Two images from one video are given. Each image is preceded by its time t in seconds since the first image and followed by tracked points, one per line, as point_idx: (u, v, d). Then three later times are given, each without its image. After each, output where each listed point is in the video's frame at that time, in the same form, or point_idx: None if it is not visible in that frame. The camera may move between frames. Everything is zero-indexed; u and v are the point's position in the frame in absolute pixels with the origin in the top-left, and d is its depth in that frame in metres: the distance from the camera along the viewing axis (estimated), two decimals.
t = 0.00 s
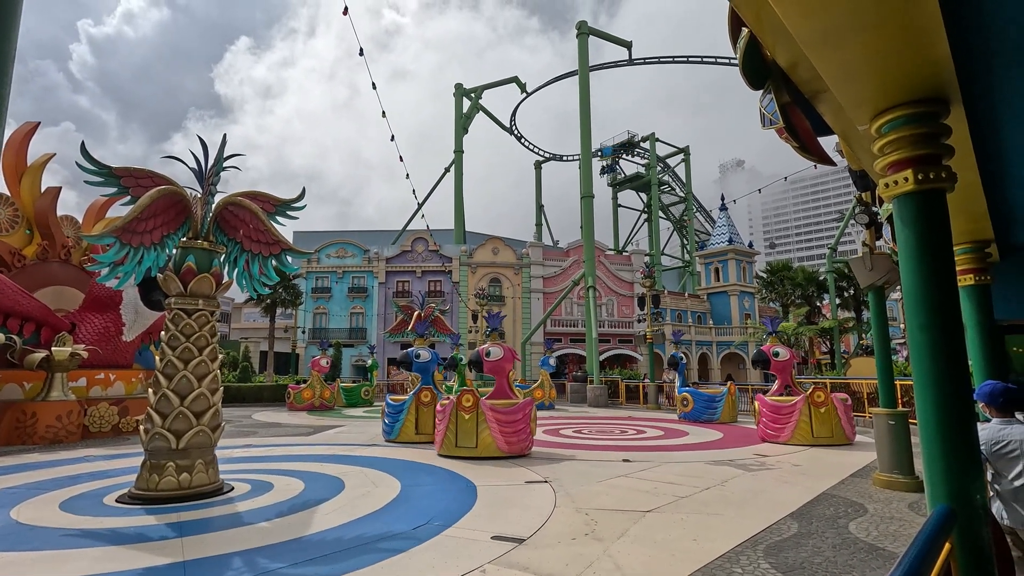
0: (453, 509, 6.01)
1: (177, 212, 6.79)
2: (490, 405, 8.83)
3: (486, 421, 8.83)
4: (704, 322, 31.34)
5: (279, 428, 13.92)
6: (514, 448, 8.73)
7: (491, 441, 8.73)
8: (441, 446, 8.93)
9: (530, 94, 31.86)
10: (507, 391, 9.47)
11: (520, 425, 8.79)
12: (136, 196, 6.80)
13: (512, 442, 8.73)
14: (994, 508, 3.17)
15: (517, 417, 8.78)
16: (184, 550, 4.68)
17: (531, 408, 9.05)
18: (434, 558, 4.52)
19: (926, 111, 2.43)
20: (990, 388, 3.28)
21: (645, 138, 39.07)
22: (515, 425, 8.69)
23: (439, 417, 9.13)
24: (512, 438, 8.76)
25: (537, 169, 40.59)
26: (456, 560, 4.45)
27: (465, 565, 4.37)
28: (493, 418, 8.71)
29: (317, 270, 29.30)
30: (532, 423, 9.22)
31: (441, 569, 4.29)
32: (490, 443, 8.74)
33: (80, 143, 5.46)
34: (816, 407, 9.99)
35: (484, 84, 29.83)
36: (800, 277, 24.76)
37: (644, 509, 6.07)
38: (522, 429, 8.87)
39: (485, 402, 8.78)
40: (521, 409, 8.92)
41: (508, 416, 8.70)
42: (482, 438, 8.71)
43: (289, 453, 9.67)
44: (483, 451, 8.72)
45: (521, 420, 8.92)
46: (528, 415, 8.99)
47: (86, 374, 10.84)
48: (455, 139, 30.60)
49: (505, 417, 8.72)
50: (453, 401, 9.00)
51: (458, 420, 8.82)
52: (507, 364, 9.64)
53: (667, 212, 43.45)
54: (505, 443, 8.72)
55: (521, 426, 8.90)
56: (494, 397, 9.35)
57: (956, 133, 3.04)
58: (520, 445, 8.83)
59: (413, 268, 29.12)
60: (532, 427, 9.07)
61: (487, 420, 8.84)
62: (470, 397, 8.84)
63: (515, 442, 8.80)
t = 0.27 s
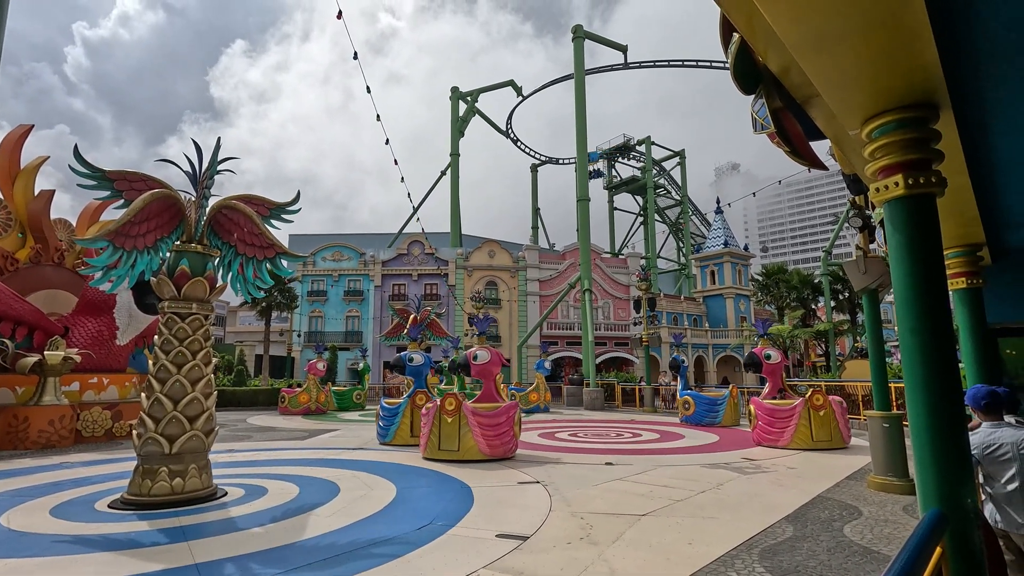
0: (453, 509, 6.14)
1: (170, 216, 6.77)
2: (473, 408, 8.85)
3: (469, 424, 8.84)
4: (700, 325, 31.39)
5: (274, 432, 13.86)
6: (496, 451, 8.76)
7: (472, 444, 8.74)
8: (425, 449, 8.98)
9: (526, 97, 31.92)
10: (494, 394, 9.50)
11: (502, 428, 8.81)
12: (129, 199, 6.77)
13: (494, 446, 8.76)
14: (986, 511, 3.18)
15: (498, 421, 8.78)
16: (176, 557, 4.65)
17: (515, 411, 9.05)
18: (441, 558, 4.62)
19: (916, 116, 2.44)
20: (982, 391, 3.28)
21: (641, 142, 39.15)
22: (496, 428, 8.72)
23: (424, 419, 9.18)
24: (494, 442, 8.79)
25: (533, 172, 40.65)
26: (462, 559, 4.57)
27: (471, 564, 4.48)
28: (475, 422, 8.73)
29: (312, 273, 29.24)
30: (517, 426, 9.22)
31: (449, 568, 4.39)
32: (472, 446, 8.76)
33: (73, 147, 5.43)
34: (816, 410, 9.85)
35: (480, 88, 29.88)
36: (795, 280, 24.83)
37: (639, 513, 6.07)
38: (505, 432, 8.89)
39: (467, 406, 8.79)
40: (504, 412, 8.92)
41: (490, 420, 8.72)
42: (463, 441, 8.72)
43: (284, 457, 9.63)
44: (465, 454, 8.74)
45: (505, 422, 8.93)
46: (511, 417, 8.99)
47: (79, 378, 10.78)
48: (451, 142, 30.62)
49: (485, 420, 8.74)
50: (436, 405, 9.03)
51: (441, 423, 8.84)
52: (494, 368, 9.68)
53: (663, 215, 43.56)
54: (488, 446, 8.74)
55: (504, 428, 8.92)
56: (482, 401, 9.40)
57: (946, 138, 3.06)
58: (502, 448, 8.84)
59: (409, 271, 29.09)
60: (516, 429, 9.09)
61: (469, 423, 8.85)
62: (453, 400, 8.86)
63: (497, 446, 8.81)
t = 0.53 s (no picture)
0: (451, 509, 6.25)
1: (165, 219, 6.74)
2: (455, 412, 8.91)
3: (451, 428, 8.90)
4: (696, 327, 31.42)
5: (269, 436, 13.80)
6: (478, 454, 8.83)
7: (454, 447, 8.80)
8: (408, 451, 9.06)
9: (522, 101, 31.98)
10: (481, 398, 9.68)
11: (484, 432, 8.90)
12: (124, 202, 6.75)
13: (475, 449, 8.83)
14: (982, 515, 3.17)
15: (480, 424, 8.85)
16: (169, 562, 4.61)
17: (497, 414, 9.14)
18: (449, 556, 4.75)
19: (909, 120, 2.45)
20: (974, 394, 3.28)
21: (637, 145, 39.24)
22: (478, 432, 8.79)
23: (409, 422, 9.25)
24: (476, 445, 8.87)
25: (529, 175, 40.69)
26: (471, 557, 4.70)
27: (479, 562, 4.61)
28: (457, 426, 8.79)
29: (308, 276, 29.17)
30: (500, 429, 9.28)
31: (455, 567, 4.49)
32: (454, 449, 8.82)
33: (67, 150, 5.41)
34: (814, 413, 9.77)
35: (477, 91, 29.92)
36: (790, 283, 24.88)
37: (636, 516, 6.06)
38: (486, 435, 8.97)
39: (449, 409, 8.87)
40: (487, 415, 9.00)
41: (472, 424, 8.80)
42: (446, 444, 8.78)
43: (279, 461, 9.58)
44: (447, 457, 8.79)
45: (487, 425, 9.03)
46: (494, 421, 9.07)
47: (72, 382, 10.70)
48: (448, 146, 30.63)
49: (467, 424, 8.79)
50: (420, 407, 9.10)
51: (424, 426, 8.91)
52: (481, 370, 9.79)
53: (659, 218, 43.64)
54: (469, 450, 8.81)
55: (487, 431, 9.01)
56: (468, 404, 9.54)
57: (939, 142, 3.07)
58: (484, 451, 8.90)
59: (405, 274, 29.04)
60: (497, 432, 9.16)
61: (452, 426, 8.92)
62: (436, 403, 8.92)
63: (479, 449, 8.88)
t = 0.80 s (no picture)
0: (451, 511, 6.37)
1: (160, 223, 6.71)
2: (437, 416, 8.93)
3: (433, 432, 8.93)
4: (692, 331, 31.46)
5: (264, 441, 13.73)
6: (460, 458, 8.83)
7: (436, 450, 8.84)
8: (393, 454, 9.15)
9: (519, 105, 32.05)
10: (467, 402, 9.94)
11: (466, 435, 8.90)
12: (118, 206, 6.71)
13: (457, 453, 8.83)
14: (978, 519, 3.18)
15: (462, 429, 8.86)
16: (163, 569, 4.57)
17: (480, 418, 9.14)
18: (458, 555, 4.89)
19: (904, 125, 2.46)
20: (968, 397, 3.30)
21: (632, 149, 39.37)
22: (460, 436, 8.81)
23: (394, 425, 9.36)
24: (458, 448, 8.88)
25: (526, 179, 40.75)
26: (480, 556, 4.84)
27: (489, 561, 4.75)
28: (439, 430, 8.82)
29: (304, 280, 29.08)
30: (484, 433, 9.28)
31: (464, 567, 4.60)
32: (436, 453, 8.86)
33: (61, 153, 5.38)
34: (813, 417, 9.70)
35: (473, 95, 29.99)
36: (786, 287, 24.95)
37: (632, 521, 6.05)
38: (469, 439, 8.98)
39: (431, 413, 8.90)
40: (470, 418, 9.03)
41: (454, 427, 8.81)
42: (427, 448, 8.83)
43: (274, 467, 9.53)
44: (429, 461, 8.83)
45: (470, 429, 9.03)
46: (476, 424, 9.09)
47: (65, 387, 10.64)
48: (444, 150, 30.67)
49: (448, 428, 8.82)
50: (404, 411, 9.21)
51: (406, 430, 8.99)
52: (469, 375, 10.09)
53: (655, 222, 43.74)
54: (451, 453, 8.81)
55: (470, 435, 9.02)
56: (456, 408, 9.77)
57: (933, 146, 3.09)
58: (466, 455, 8.91)
59: (402, 278, 29.01)
60: (481, 437, 9.16)
61: (434, 431, 8.94)
62: (418, 407, 9.00)
63: (461, 453, 8.89)
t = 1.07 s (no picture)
0: (452, 513, 6.49)
1: (156, 227, 6.69)
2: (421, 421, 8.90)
3: (418, 436, 8.94)
4: (689, 335, 31.50)
5: (261, 446, 13.67)
6: (443, 462, 8.82)
7: (419, 454, 8.85)
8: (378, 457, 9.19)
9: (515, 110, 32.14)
10: (456, 406, 9.97)
11: (450, 439, 8.90)
12: (114, 210, 6.69)
13: (440, 457, 8.81)
14: (976, 521, 3.18)
15: (445, 433, 8.85)
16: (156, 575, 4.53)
17: (465, 423, 9.13)
18: (467, 554, 5.04)
19: (900, 129, 2.48)
20: (965, 400, 3.31)
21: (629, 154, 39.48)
22: (443, 441, 8.80)
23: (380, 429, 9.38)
24: (442, 453, 8.85)
25: (523, 184, 40.82)
26: (488, 554, 4.99)
27: (496, 560, 4.89)
28: (422, 434, 8.82)
29: (301, 284, 29.02)
30: (469, 437, 9.27)
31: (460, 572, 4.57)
32: (420, 457, 8.87)
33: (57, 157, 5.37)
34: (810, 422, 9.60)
35: (470, 100, 30.07)
36: (782, 291, 25.01)
37: (630, 525, 6.03)
38: (453, 443, 8.96)
39: (415, 418, 8.87)
40: (455, 423, 9.01)
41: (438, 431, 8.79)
42: (411, 452, 8.86)
43: (270, 472, 9.49)
44: (413, 465, 8.85)
45: (455, 433, 9.02)
46: (461, 429, 9.07)
47: (60, 392, 10.56)
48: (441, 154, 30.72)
49: (432, 433, 8.81)
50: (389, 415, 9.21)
51: (391, 434, 9.01)
52: (457, 379, 10.05)
53: (652, 227, 43.83)
54: (434, 458, 8.80)
55: (454, 439, 9.00)
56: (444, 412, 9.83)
57: (927, 150, 3.11)
58: (450, 459, 8.90)
59: (398, 282, 28.99)
60: (466, 442, 9.14)
61: (418, 435, 8.96)
62: (403, 412, 8.99)
63: (445, 457, 8.87)
